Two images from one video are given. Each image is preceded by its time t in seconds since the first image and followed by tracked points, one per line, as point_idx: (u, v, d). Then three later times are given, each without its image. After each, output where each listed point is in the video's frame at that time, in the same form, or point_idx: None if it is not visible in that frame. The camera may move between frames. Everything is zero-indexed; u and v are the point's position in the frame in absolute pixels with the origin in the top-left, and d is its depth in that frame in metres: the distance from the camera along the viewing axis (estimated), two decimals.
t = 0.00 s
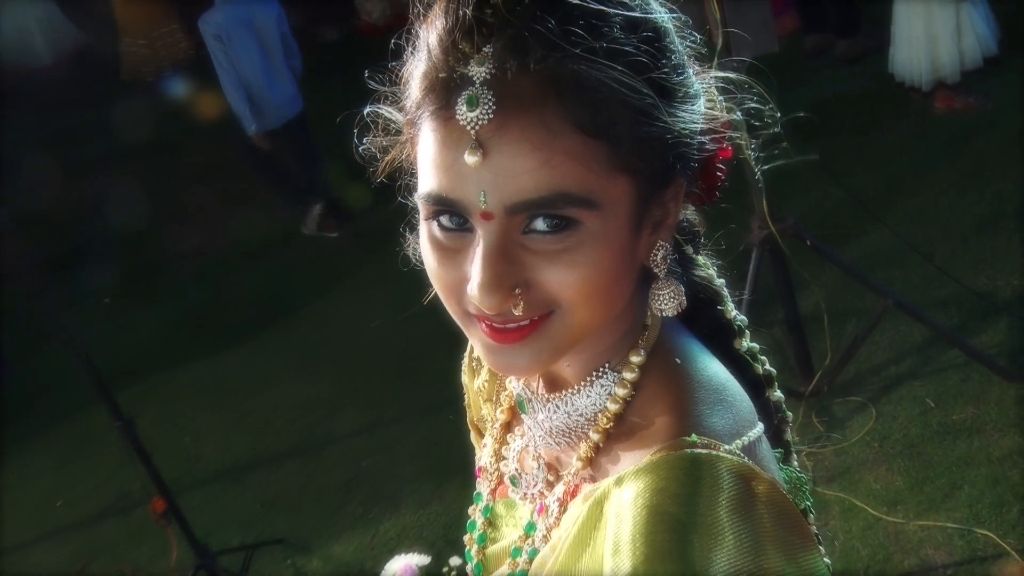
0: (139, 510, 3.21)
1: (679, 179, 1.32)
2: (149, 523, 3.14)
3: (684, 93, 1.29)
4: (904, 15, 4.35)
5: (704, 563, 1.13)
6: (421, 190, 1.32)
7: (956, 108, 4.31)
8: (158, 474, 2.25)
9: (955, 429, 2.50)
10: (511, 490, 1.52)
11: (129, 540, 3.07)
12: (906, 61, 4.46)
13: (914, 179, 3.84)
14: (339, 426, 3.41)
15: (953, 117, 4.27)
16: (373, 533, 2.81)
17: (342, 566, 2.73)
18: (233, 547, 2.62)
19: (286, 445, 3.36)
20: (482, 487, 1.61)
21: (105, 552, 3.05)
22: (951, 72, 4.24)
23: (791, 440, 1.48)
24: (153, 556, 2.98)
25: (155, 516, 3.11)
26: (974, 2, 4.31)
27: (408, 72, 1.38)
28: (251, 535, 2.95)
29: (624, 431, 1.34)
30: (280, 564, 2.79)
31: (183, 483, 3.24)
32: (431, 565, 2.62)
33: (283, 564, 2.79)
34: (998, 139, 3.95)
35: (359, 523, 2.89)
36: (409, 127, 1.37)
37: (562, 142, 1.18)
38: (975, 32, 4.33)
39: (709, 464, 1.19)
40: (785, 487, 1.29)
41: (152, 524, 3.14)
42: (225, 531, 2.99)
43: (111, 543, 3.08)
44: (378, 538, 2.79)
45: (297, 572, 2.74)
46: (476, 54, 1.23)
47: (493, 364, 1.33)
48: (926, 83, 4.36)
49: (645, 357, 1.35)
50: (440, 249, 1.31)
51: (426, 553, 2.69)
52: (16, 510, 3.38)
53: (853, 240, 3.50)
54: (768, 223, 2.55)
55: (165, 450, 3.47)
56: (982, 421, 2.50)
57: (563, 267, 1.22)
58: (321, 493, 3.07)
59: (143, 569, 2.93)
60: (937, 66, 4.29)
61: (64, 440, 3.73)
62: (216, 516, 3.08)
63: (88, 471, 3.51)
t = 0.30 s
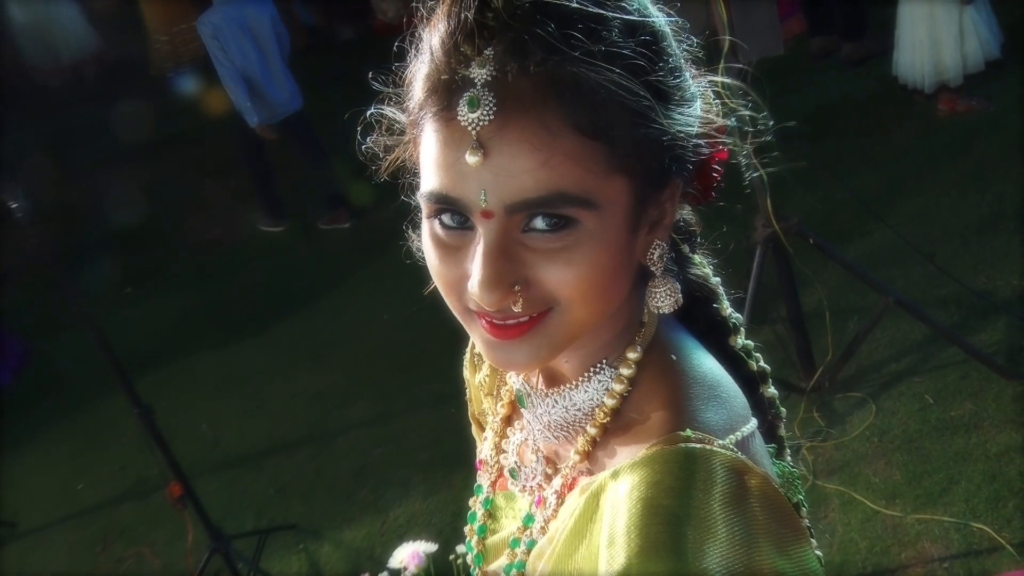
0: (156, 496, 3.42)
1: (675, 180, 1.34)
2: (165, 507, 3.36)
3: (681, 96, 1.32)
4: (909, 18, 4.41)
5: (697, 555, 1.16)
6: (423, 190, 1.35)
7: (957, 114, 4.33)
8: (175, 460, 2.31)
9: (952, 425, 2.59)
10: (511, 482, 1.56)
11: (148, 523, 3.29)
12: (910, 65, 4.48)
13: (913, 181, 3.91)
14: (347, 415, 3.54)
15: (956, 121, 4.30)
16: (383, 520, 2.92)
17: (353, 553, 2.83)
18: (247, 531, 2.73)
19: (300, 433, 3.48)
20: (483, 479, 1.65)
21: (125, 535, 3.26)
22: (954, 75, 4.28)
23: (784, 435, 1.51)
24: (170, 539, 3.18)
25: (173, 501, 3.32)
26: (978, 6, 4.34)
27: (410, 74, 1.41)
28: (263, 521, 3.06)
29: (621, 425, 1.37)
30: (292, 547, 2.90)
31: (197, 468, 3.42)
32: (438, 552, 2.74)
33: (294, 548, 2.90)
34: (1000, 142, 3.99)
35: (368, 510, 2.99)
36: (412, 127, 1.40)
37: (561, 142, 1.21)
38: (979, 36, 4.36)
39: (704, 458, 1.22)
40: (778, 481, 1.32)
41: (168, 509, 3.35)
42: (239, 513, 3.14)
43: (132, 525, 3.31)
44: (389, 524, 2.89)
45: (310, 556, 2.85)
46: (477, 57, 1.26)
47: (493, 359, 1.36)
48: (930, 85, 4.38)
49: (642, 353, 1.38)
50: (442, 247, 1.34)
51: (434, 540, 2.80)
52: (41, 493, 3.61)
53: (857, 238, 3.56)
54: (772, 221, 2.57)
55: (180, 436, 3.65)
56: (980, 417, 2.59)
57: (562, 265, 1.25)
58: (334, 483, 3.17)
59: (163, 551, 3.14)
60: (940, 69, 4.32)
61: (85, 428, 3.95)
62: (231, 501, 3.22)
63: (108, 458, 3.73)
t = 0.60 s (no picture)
0: (169, 484, 3.63)
1: (672, 181, 1.37)
2: (178, 495, 3.57)
3: (677, 98, 1.34)
4: (912, 19, 4.43)
5: (690, 549, 1.18)
6: (424, 189, 1.37)
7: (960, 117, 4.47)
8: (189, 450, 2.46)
9: (951, 422, 2.65)
10: (509, 476, 1.59)
11: (162, 509, 3.51)
12: (912, 66, 4.56)
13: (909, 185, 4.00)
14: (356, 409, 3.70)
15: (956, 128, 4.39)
16: (391, 510, 3.09)
17: (364, 540, 3.00)
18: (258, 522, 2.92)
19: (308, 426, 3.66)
20: (482, 474, 1.68)
21: (137, 522, 3.47)
22: (956, 78, 4.35)
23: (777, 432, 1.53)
24: (183, 526, 3.39)
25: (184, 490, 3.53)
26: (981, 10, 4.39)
27: (412, 74, 1.43)
28: (275, 509, 3.25)
29: (617, 421, 1.39)
30: (302, 535, 3.08)
31: (209, 459, 3.60)
32: (443, 541, 2.85)
33: (305, 536, 3.08)
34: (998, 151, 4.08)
35: (376, 500, 3.16)
36: (413, 127, 1.42)
37: (558, 144, 1.23)
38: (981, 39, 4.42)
39: (698, 454, 1.24)
40: (771, 477, 1.34)
41: (181, 496, 3.57)
42: (250, 501, 3.33)
43: (146, 512, 3.51)
44: (396, 514, 3.06)
45: (320, 544, 3.02)
46: (477, 60, 1.28)
47: (492, 356, 1.38)
48: (931, 87, 4.47)
49: (637, 350, 1.41)
50: (442, 245, 1.37)
51: (440, 530, 2.95)
52: (59, 481, 3.83)
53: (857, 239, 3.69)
54: (776, 220, 2.59)
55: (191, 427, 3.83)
56: (977, 414, 2.65)
57: (560, 264, 1.27)
58: (341, 475, 3.34)
59: (177, 537, 3.34)
60: (943, 72, 4.39)
61: (100, 420, 4.18)
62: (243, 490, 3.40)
63: (121, 448, 3.95)
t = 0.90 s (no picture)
0: (185, 470, 3.90)
1: (668, 182, 1.39)
2: (193, 480, 3.82)
3: (673, 102, 1.37)
4: (919, 23, 4.83)
5: (682, 542, 1.20)
6: (425, 189, 1.40)
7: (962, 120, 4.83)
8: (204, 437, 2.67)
9: (948, 419, 2.70)
10: (507, 470, 1.62)
11: (179, 493, 3.74)
12: (916, 70, 4.95)
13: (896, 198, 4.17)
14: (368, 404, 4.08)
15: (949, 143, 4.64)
16: (400, 499, 3.39)
17: (372, 528, 3.30)
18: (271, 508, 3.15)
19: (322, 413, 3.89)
20: (481, 467, 1.71)
21: (155, 506, 3.71)
22: (959, 82, 4.73)
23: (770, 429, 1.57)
24: (200, 510, 3.63)
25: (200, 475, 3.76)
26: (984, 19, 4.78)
27: (415, 77, 1.46)
28: (288, 495, 3.59)
29: (613, 417, 1.42)
30: (314, 521, 3.39)
31: (225, 446, 3.98)
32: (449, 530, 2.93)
33: (318, 521, 3.38)
34: (987, 166, 4.22)
35: (387, 488, 3.47)
36: (415, 129, 1.46)
37: (556, 145, 1.26)
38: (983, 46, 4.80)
39: (690, 450, 1.27)
40: (762, 473, 1.37)
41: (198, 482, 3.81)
42: (264, 488, 3.66)
43: (163, 496, 3.76)
44: (408, 502, 3.35)
45: (331, 530, 3.33)
46: (477, 63, 1.31)
47: (490, 352, 1.41)
48: (934, 91, 4.86)
49: (633, 348, 1.44)
50: (442, 244, 1.40)
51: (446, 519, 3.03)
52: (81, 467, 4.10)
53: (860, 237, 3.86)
54: (780, 219, 2.60)
55: (209, 420, 4.20)
56: (975, 411, 2.69)
57: (557, 262, 1.30)
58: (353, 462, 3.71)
59: (193, 520, 3.58)
60: (946, 76, 4.78)
61: (121, 408, 4.47)
62: (257, 477, 3.75)
63: (139, 434, 4.24)
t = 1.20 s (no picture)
0: (200, 457, 4.16)
1: (667, 183, 1.42)
2: (207, 467, 4.08)
3: (672, 105, 1.39)
4: (926, 29, 5.17)
5: (677, 537, 1.22)
6: (428, 188, 1.43)
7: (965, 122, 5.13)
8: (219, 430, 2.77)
9: (948, 417, 2.76)
10: (507, 464, 1.65)
11: (195, 480, 3.99)
12: (922, 72, 5.29)
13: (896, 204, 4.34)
14: (377, 395, 4.22)
15: (951, 146, 4.87)
16: (410, 489, 3.49)
17: (381, 516, 3.39)
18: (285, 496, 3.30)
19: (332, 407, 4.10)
20: (482, 461, 1.75)
21: (174, 490, 3.96)
22: (962, 84, 5.05)
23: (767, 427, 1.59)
24: (214, 496, 3.85)
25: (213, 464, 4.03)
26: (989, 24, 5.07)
27: (419, 78, 1.49)
28: (301, 482, 3.70)
29: (610, 413, 1.45)
30: (325, 509, 3.49)
31: (236, 435, 4.11)
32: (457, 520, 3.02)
33: (328, 511, 3.48)
34: (990, 170, 4.44)
35: (395, 478, 3.59)
36: (419, 129, 1.49)
37: (557, 145, 1.28)
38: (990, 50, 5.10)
39: (686, 447, 1.29)
40: (756, 470, 1.40)
41: (212, 470, 4.06)
42: (277, 477, 3.78)
43: (180, 482, 4.01)
44: (415, 493, 3.46)
45: (341, 518, 3.42)
46: (480, 65, 1.34)
47: (491, 349, 1.44)
48: (939, 93, 5.17)
49: (631, 346, 1.46)
50: (445, 242, 1.42)
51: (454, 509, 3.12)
52: (101, 455, 4.35)
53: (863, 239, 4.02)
54: (784, 219, 2.61)
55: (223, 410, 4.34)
56: (975, 409, 2.76)
57: (557, 260, 1.32)
58: (364, 452, 3.82)
59: (207, 506, 3.80)
60: (951, 79, 5.11)
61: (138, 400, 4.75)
62: (269, 465, 3.87)
63: (158, 426, 4.52)
